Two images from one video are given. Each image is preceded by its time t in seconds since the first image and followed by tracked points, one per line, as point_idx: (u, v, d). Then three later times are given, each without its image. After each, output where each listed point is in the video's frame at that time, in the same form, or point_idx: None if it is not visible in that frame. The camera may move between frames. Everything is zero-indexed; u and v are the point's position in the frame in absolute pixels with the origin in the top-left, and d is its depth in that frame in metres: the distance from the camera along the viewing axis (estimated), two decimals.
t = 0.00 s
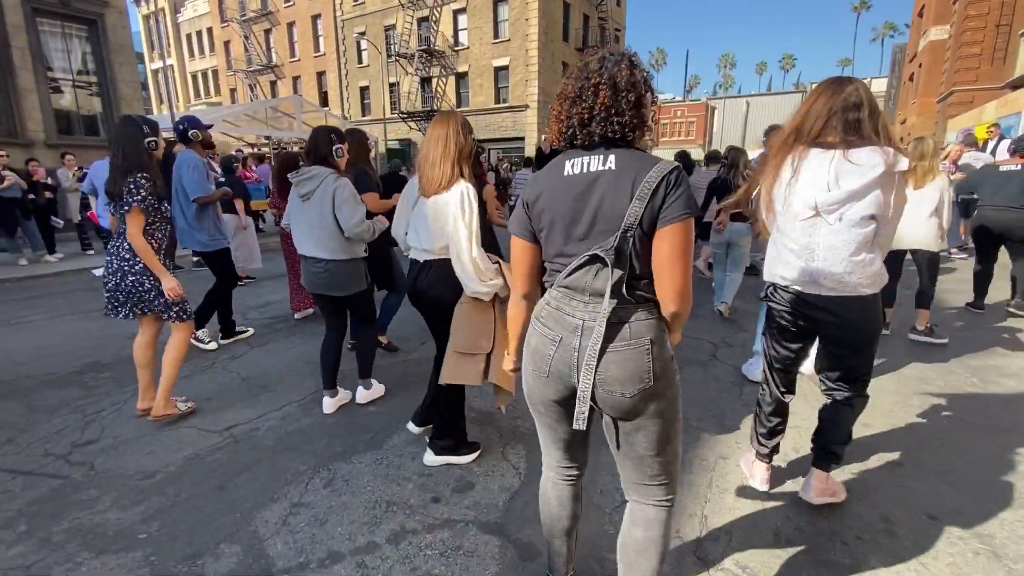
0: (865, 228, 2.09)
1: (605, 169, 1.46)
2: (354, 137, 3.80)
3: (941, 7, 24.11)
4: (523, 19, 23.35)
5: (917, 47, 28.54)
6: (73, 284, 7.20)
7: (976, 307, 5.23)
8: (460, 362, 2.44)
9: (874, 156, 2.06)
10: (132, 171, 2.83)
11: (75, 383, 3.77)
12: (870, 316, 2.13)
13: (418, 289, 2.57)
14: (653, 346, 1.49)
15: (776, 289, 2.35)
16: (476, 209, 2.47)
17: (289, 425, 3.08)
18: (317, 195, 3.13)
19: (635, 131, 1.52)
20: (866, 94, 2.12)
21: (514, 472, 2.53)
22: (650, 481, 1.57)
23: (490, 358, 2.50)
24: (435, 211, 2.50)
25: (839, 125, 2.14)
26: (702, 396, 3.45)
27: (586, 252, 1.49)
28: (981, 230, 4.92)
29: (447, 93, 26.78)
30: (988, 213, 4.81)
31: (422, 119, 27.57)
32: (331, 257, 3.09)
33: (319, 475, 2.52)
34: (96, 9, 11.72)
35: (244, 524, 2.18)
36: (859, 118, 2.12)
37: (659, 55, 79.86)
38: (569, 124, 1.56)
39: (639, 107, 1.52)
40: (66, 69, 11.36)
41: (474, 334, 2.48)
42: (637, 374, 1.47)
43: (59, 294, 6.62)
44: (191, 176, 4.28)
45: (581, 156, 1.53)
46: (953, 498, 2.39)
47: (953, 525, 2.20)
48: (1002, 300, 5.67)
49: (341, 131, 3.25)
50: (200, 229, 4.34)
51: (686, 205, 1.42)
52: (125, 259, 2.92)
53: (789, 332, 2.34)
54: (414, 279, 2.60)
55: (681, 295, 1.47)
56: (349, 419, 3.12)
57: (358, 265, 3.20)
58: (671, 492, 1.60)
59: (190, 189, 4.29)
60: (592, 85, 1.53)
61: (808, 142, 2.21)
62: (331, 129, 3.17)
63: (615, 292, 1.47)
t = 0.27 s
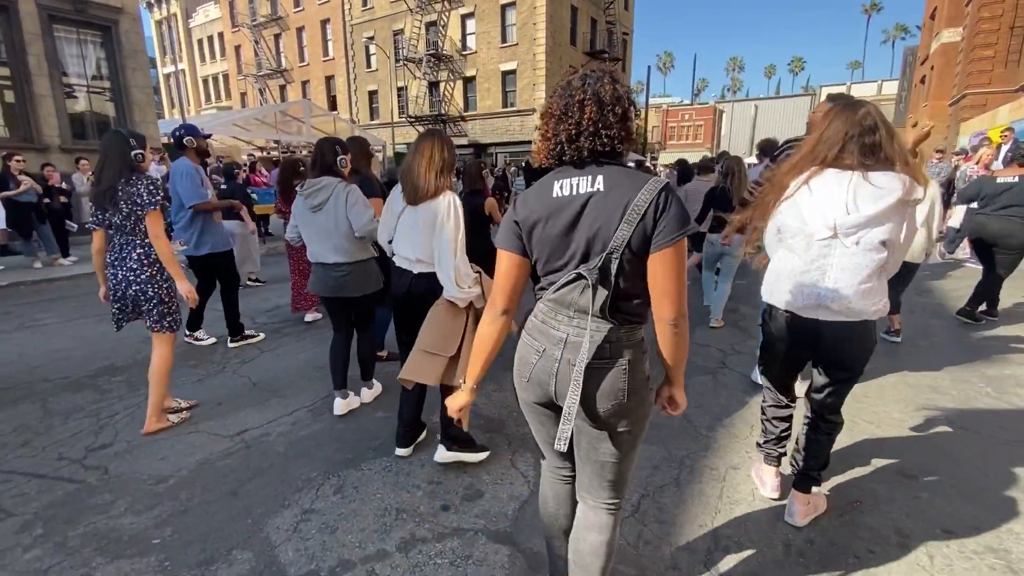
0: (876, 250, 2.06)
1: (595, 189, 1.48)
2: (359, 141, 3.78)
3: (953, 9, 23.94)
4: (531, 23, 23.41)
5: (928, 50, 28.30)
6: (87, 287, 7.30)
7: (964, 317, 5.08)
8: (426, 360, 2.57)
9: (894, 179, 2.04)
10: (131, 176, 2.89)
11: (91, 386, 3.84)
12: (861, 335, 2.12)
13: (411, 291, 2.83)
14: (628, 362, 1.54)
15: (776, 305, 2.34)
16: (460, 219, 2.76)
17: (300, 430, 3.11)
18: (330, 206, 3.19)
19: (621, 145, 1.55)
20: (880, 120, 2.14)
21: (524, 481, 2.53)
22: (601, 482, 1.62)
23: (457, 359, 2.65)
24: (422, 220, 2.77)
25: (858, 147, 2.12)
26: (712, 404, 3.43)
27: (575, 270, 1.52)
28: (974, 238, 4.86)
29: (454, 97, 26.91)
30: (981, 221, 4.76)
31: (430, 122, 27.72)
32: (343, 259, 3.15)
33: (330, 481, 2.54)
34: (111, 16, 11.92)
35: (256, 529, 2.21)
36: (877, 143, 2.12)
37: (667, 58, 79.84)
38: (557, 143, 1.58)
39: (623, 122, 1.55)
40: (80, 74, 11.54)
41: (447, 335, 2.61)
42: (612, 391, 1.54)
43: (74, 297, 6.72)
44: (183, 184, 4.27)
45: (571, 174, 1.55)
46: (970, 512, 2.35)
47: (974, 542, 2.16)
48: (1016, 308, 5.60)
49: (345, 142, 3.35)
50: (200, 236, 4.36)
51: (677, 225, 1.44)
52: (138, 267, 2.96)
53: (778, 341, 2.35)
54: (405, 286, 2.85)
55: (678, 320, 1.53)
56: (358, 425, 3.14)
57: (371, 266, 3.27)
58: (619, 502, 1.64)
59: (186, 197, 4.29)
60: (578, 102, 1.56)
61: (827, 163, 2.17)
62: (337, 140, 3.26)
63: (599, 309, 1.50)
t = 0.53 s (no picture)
0: (866, 259, 2.06)
1: (574, 206, 1.50)
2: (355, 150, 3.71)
3: (962, 16, 23.86)
4: (538, 31, 23.55)
5: (937, 56, 28.17)
6: (97, 293, 7.37)
7: (972, 330, 4.97)
8: (404, 358, 2.70)
9: (877, 188, 2.07)
10: (119, 190, 2.94)
11: (100, 394, 3.87)
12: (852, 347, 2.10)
13: (403, 297, 2.90)
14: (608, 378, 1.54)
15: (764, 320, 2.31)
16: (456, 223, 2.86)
17: (306, 440, 3.12)
18: (325, 216, 3.29)
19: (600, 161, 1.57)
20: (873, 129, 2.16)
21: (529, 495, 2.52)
22: (597, 498, 1.62)
23: (436, 359, 2.77)
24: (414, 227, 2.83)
25: (851, 152, 2.13)
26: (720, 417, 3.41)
27: (556, 288, 1.53)
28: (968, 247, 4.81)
29: (461, 105, 27.08)
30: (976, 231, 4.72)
31: (437, 129, 27.89)
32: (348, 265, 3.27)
33: (337, 493, 2.54)
34: (124, 26, 12.11)
35: (262, 541, 2.21)
36: (868, 150, 2.14)
37: (673, 65, 80.00)
38: (536, 163, 1.59)
39: (600, 138, 1.57)
40: (94, 82, 11.71)
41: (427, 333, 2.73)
42: (595, 405, 1.52)
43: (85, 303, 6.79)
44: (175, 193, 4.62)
45: (550, 194, 1.57)
46: (984, 530, 2.32)
47: (989, 562, 2.13)
48: None
49: (338, 155, 3.45)
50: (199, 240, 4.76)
51: (655, 239, 1.47)
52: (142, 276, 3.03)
53: (761, 352, 2.34)
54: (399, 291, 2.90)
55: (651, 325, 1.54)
56: (364, 436, 3.14)
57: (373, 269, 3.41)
58: (612, 519, 1.66)
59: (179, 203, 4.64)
60: (554, 125, 1.56)
61: (817, 165, 2.20)
62: (330, 155, 3.38)
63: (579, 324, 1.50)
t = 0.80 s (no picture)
0: (812, 298, 2.07)
1: (504, 249, 1.60)
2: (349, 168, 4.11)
3: (969, 27, 23.88)
4: (544, 43, 23.74)
5: (945, 67, 28.10)
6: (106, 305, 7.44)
7: (982, 350, 4.88)
8: (407, 372, 2.67)
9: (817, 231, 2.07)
10: (115, 219, 3.01)
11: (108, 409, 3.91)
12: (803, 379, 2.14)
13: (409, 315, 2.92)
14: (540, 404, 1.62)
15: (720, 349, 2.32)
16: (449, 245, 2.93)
17: (312, 458, 3.13)
18: (303, 237, 3.42)
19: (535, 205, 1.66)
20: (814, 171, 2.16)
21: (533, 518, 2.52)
22: (557, 527, 1.69)
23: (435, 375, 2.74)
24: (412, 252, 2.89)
25: (789, 199, 2.16)
26: (725, 438, 3.39)
27: (488, 323, 1.63)
28: (955, 268, 4.73)
29: (468, 116, 27.27)
30: (963, 249, 4.66)
31: (443, 140, 28.09)
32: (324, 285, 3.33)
33: (341, 515, 2.55)
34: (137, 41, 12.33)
35: (267, 564, 2.22)
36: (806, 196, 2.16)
37: (679, 75, 80.28)
38: (477, 207, 1.70)
39: (535, 184, 1.66)
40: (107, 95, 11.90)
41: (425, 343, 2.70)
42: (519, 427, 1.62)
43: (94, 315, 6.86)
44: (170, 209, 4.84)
45: (485, 235, 1.67)
46: (992, 559, 2.29)
47: None
48: None
49: (324, 180, 3.55)
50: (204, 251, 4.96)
51: (575, 283, 1.56)
52: (128, 300, 3.07)
53: (713, 379, 2.35)
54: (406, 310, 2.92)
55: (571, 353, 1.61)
56: (367, 455, 3.16)
57: (350, 289, 3.43)
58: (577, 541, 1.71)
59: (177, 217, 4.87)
60: (491, 173, 1.67)
61: (760, 210, 2.23)
62: (315, 180, 3.47)
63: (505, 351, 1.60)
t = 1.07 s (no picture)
0: (753, 316, 2.13)
1: (442, 274, 1.67)
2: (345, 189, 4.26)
3: (974, 41, 23.92)
4: (549, 57, 23.97)
5: (951, 80, 28.12)
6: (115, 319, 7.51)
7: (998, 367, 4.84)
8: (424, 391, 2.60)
9: (758, 252, 2.13)
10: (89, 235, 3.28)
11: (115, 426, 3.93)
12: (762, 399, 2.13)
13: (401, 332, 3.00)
14: (477, 422, 1.67)
15: (679, 368, 2.40)
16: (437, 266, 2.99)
17: (315, 480, 3.14)
18: (289, 253, 3.50)
19: (476, 237, 1.74)
20: (755, 195, 2.24)
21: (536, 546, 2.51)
22: (518, 526, 1.79)
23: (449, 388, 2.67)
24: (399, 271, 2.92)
25: (731, 220, 2.24)
26: (730, 462, 3.37)
27: (422, 347, 1.70)
28: (938, 292, 4.68)
29: (474, 128, 27.50)
30: (946, 273, 4.61)
31: (450, 152, 28.31)
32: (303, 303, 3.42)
33: (343, 539, 2.55)
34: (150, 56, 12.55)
35: None
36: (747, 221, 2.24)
37: (684, 87, 80.73)
38: (421, 235, 1.79)
39: (477, 217, 1.75)
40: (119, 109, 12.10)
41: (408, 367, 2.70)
42: (458, 447, 1.68)
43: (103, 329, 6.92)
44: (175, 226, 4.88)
45: (427, 260, 1.74)
46: None
47: None
48: None
49: (316, 199, 3.57)
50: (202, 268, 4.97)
51: (500, 311, 1.62)
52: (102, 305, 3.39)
53: (687, 403, 2.38)
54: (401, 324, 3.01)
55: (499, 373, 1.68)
56: (370, 476, 3.16)
57: (322, 309, 3.51)
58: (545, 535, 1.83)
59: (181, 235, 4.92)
60: (435, 202, 1.77)
61: (708, 233, 2.31)
62: (307, 199, 3.50)
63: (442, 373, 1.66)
